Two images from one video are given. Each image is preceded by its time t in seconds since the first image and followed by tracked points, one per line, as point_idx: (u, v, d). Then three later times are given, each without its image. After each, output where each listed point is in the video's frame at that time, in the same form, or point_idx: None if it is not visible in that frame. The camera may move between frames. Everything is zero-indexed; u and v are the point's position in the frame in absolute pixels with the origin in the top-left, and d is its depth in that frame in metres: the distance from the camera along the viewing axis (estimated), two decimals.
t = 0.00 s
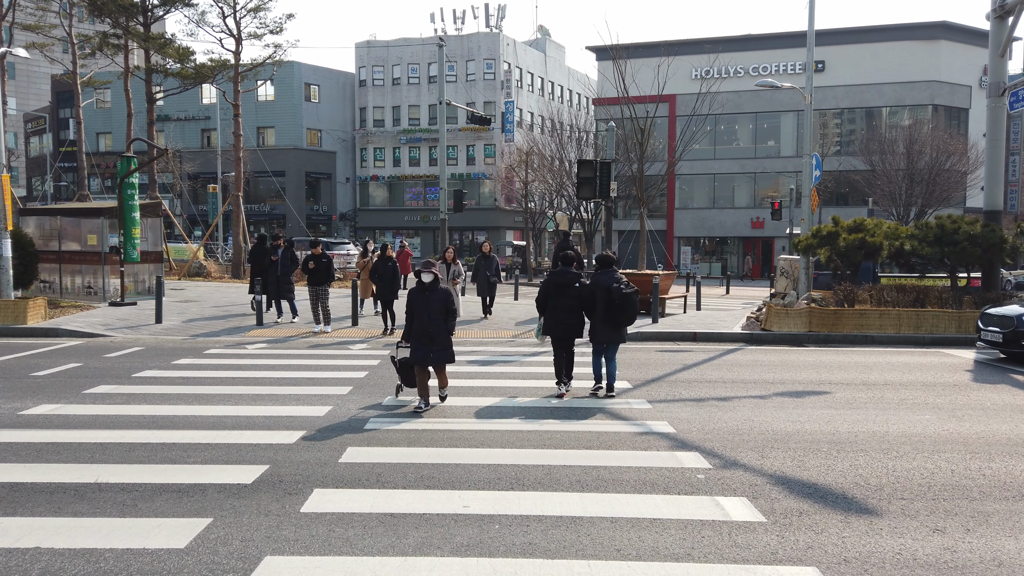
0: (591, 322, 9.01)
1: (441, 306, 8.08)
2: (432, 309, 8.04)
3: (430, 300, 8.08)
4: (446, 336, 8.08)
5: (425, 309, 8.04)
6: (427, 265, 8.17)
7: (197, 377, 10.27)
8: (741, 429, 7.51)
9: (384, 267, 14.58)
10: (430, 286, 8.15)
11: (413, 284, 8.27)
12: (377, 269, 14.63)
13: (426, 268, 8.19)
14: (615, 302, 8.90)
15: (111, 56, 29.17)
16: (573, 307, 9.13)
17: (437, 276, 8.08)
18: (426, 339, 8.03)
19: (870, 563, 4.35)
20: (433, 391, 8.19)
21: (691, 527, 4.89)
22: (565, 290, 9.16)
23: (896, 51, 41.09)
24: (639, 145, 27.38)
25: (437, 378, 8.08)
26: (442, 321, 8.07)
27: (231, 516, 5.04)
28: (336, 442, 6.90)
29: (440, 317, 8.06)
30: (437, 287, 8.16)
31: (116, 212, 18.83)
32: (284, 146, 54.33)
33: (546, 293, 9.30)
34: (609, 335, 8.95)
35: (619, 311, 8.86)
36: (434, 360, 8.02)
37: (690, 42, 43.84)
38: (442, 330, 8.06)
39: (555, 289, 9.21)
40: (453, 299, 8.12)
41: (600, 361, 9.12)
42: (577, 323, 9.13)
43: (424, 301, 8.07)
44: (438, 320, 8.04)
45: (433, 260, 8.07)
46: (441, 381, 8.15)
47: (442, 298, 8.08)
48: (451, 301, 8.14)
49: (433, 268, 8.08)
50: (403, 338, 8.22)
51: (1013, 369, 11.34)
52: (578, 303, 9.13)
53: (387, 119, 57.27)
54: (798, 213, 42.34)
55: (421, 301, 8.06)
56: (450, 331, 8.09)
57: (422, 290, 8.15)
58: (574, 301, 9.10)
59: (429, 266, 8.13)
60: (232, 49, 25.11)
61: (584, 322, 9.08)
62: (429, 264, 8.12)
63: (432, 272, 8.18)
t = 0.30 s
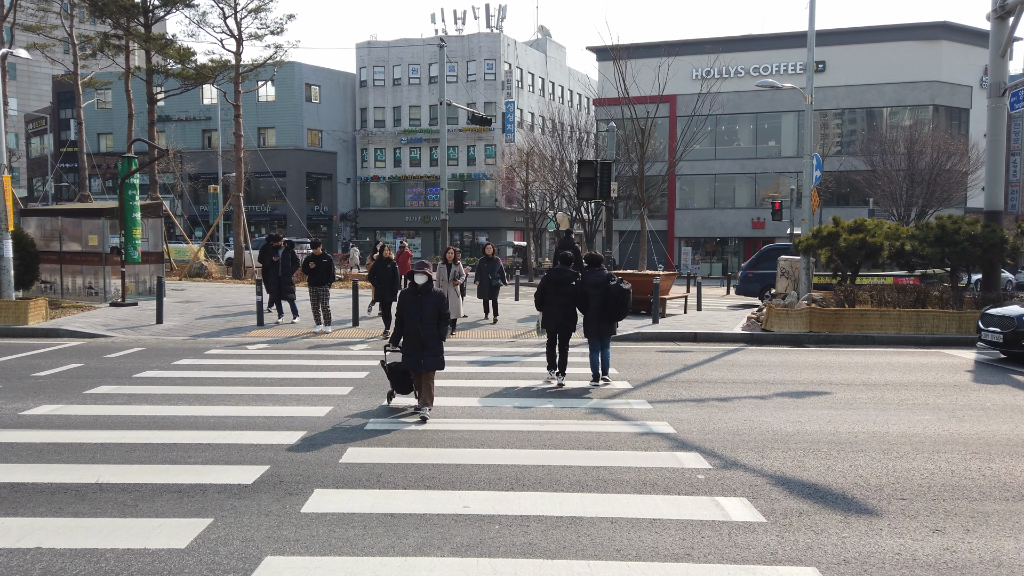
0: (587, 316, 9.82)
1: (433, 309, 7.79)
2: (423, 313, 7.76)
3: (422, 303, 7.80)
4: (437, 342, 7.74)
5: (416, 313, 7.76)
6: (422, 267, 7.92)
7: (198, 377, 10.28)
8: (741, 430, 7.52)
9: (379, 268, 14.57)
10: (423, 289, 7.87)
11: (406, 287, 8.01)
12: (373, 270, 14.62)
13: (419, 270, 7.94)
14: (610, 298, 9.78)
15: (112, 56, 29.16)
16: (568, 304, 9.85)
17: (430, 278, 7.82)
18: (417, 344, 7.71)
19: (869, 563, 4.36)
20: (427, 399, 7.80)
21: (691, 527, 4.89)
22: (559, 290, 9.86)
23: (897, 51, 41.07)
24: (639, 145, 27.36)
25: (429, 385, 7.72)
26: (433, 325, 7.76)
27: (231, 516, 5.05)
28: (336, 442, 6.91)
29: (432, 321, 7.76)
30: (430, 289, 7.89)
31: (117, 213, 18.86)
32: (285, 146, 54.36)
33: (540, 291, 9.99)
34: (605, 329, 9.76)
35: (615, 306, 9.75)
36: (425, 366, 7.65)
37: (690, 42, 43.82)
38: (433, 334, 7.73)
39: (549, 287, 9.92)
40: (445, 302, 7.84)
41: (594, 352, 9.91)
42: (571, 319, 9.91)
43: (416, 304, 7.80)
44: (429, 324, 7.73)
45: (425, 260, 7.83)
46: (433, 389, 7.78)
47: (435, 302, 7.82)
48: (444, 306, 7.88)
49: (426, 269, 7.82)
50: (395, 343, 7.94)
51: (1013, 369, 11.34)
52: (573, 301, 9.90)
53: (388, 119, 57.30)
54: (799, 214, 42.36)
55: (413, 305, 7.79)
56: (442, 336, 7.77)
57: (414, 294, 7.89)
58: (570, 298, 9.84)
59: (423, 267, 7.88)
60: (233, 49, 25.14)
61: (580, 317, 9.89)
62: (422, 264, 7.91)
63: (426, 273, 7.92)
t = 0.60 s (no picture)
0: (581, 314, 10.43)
1: (429, 310, 7.50)
2: (418, 314, 7.46)
3: (416, 304, 7.50)
4: (433, 344, 7.46)
5: (410, 314, 7.46)
6: (417, 266, 7.60)
7: (199, 378, 10.29)
8: (741, 430, 7.52)
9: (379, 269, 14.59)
10: (418, 288, 7.56)
11: (401, 286, 7.70)
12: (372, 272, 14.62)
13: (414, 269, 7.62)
14: (602, 296, 10.36)
15: (113, 57, 29.15)
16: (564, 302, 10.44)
17: (425, 278, 7.51)
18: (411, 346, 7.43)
19: (869, 563, 4.36)
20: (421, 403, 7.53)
21: (691, 527, 4.90)
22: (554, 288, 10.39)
23: (897, 51, 41.06)
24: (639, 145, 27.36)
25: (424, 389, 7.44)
26: (429, 327, 7.47)
27: (232, 517, 5.06)
28: (337, 443, 6.92)
29: (428, 322, 7.47)
30: (426, 289, 7.59)
31: (118, 214, 18.88)
32: (286, 146, 54.38)
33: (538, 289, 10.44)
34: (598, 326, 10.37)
35: (606, 305, 10.36)
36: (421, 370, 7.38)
37: (690, 42, 43.81)
38: (429, 336, 7.45)
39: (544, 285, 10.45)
40: (441, 302, 7.55)
41: (586, 346, 10.63)
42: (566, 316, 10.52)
43: (411, 305, 7.50)
44: (424, 325, 7.44)
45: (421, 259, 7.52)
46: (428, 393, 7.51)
47: (430, 302, 7.52)
48: (440, 307, 7.58)
49: (421, 268, 7.50)
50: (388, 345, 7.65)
51: (1014, 369, 11.33)
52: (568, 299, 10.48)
53: (388, 120, 57.34)
54: (800, 214, 42.37)
55: (408, 305, 7.50)
56: (437, 338, 7.48)
57: (409, 293, 7.57)
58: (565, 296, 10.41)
59: (418, 266, 7.57)
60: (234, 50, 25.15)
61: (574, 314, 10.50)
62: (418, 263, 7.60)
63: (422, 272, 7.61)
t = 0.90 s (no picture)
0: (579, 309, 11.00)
1: (419, 316, 7.11)
2: (407, 321, 7.07)
3: (404, 310, 7.12)
4: (422, 353, 7.08)
5: (400, 320, 7.07)
6: (405, 270, 7.23)
7: (199, 378, 10.29)
8: (741, 430, 7.52)
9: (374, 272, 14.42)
10: (408, 294, 7.19)
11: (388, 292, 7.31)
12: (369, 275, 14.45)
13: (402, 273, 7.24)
14: (601, 295, 10.98)
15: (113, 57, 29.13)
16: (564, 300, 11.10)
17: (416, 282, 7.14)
18: (400, 354, 7.01)
19: (870, 563, 4.37)
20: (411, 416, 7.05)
21: (692, 527, 4.90)
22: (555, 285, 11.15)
23: (898, 51, 41.04)
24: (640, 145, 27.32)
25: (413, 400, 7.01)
26: (419, 334, 7.09)
27: (233, 516, 5.07)
28: (337, 443, 6.92)
29: (417, 329, 7.09)
30: (415, 294, 7.21)
31: (119, 214, 18.89)
32: (287, 147, 54.38)
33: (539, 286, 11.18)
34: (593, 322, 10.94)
35: (603, 302, 11.00)
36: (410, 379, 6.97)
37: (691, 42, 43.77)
38: (419, 344, 7.06)
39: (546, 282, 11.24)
40: (431, 308, 7.18)
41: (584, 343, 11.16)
42: (565, 313, 11.14)
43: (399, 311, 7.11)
44: (412, 332, 7.05)
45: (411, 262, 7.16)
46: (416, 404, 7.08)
47: (419, 307, 7.15)
48: (429, 313, 7.20)
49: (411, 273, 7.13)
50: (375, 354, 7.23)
51: (1015, 370, 11.32)
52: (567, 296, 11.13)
53: (389, 120, 57.36)
54: (800, 214, 42.39)
55: (396, 311, 7.12)
56: (427, 346, 7.10)
57: (397, 299, 7.19)
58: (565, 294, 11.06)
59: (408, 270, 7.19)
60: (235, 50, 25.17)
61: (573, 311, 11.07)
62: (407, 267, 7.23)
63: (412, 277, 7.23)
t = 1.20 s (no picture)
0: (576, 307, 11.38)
1: (409, 317, 6.72)
2: (396, 323, 6.69)
3: (395, 311, 6.72)
4: (413, 356, 6.69)
5: (389, 322, 6.69)
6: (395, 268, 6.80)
7: (201, 377, 10.29)
8: (742, 430, 7.51)
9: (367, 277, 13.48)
10: (398, 293, 6.77)
11: (378, 291, 6.91)
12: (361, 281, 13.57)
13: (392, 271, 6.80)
14: (597, 292, 11.38)
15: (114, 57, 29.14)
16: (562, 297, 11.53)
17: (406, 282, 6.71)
18: (389, 358, 6.64)
19: (871, 563, 4.37)
20: (401, 423, 6.70)
21: (693, 527, 4.89)
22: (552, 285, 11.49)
23: (899, 51, 41.02)
24: (641, 145, 27.31)
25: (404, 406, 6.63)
26: (409, 337, 6.70)
27: (235, 515, 5.07)
28: (337, 443, 6.92)
29: (408, 331, 6.70)
30: (406, 294, 6.80)
31: (119, 213, 18.87)
32: (287, 146, 54.37)
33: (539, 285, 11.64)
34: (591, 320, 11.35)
35: (600, 299, 11.38)
36: (401, 384, 6.61)
37: (691, 42, 43.74)
38: (409, 347, 6.68)
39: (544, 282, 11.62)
40: (423, 310, 6.78)
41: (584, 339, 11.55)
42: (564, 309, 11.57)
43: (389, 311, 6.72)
44: (403, 335, 6.67)
45: (401, 261, 6.73)
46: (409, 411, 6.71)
47: (410, 308, 6.74)
48: (421, 314, 6.81)
49: (401, 272, 6.70)
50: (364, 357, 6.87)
51: (1016, 370, 11.29)
52: (566, 294, 11.51)
53: (390, 120, 57.40)
54: (800, 214, 42.39)
55: (386, 313, 6.72)
56: (418, 348, 6.70)
57: (386, 300, 6.78)
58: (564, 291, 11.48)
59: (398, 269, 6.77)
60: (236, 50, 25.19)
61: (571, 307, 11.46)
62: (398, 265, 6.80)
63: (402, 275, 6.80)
